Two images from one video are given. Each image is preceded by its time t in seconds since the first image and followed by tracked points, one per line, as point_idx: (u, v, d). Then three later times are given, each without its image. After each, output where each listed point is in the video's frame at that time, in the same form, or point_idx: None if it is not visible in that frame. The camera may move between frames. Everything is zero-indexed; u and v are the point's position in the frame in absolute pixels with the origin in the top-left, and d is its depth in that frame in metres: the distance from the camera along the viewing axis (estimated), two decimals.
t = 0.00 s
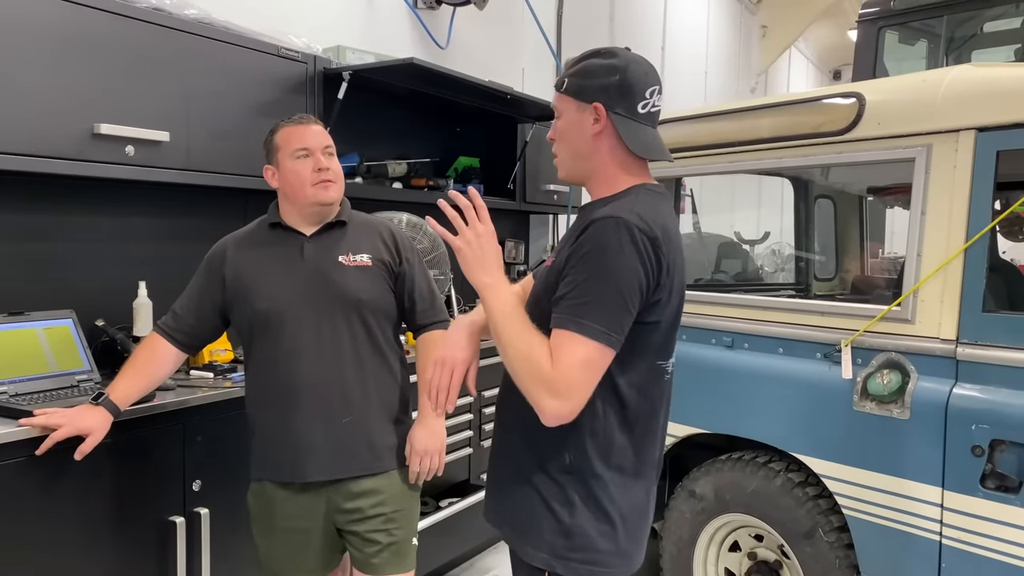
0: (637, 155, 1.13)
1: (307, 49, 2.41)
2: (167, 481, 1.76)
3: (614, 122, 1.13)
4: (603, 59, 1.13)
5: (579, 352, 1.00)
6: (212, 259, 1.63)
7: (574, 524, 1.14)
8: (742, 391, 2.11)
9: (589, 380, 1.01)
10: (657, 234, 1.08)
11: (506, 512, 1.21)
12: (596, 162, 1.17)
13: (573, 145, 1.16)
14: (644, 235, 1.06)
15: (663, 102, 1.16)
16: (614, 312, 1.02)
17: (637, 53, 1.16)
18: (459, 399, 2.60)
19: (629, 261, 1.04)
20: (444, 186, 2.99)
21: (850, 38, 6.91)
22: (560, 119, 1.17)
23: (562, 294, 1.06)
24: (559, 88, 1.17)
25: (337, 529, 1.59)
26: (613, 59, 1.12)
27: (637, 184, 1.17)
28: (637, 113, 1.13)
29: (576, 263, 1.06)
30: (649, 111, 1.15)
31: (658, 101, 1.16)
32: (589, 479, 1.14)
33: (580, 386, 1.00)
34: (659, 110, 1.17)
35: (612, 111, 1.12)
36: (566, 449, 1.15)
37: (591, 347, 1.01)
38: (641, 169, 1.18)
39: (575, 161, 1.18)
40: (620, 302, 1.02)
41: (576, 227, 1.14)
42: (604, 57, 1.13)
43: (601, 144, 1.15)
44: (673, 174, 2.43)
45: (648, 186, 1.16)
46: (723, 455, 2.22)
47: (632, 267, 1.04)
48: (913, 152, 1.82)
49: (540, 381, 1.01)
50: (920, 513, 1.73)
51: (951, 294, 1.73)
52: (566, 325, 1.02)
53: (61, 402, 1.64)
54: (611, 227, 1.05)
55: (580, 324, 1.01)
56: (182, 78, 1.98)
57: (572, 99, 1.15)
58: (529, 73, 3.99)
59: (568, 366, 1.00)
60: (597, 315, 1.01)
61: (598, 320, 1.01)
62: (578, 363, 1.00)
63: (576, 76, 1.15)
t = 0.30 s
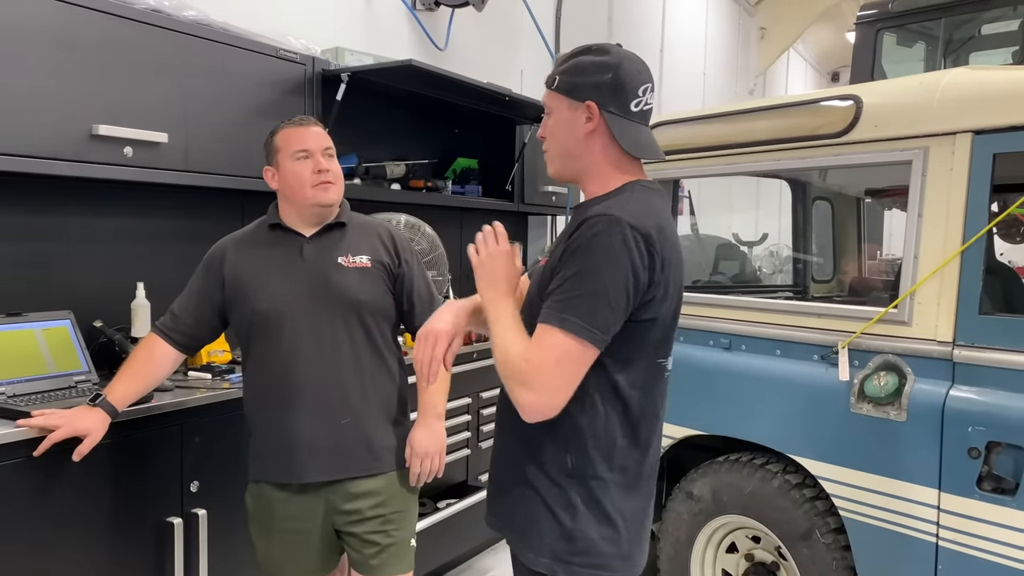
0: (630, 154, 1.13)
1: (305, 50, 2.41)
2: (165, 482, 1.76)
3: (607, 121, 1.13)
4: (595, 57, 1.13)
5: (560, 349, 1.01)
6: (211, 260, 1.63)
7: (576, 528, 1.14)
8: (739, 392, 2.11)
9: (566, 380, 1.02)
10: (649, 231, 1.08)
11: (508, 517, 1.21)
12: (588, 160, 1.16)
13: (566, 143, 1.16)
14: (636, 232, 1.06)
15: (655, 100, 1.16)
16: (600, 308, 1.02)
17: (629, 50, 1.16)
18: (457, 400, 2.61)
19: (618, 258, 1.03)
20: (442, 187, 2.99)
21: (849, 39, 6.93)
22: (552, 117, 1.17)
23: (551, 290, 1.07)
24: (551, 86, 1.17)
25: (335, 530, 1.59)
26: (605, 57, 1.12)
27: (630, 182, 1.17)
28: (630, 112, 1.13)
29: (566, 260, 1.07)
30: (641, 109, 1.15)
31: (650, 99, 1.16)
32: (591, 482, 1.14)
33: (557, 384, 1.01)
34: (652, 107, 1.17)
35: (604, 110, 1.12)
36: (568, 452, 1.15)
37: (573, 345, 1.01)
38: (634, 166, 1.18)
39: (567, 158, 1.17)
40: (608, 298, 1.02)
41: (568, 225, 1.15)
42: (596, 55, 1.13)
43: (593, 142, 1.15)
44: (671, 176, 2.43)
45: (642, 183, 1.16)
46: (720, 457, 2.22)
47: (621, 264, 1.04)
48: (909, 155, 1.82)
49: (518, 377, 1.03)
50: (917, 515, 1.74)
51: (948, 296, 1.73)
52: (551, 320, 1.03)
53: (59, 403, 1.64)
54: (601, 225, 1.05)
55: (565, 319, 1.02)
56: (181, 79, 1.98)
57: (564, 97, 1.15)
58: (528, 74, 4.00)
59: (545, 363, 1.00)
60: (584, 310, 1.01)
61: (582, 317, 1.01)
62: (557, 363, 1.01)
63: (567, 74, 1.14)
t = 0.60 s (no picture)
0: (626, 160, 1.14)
1: (304, 51, 2.41)
2: (163, 483, 1.76)
3: (601, 125, 1.13)
4: (589, 59, 1.13)
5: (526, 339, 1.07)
6: (211, 260, 1.63)
7: (591, 537, 1.15)
8: (739, 393, 2.11)
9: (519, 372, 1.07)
10: (644, 233, 1.08)
11: (523, 527, 1.22)
12: (584, 164, 1.17)
13: (561, 147, 1.17)
14: (626, 233, 1.07)
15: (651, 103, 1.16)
16: (574, 305, 1.05)
17: (625, 52, 1.16)
18: (455, 401, 2.61)
19: (600, 257, 1.05)
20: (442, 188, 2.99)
21: (849, 41, 6.94)
22: (546, 119, 1.17)
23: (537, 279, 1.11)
24: (545, 87, 1.17)
25: (334, 531, 1.59)
26: (600, 58, 1.12)
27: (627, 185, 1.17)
28: (625, 117, 1.14)
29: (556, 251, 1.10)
30: (637, 114, 1.15)
31: (646, 102, 1.16)
32: (602, 488, 1.15)
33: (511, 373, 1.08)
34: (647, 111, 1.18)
35: (599, 114, 1.12)
36: (578, 461, 1.15)
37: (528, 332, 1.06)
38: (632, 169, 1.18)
39: (562, 162, 1.18)
40: (589, 294, 1.05)
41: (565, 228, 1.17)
42: (590, 56, 1.13)
43: (588, 146, 1.15)
44: (670, 177, 2.43)
45: (640, 186, 1.16)
46: (719, 458, 2.22)
47: (604, 263, 1.05)
48: (908, 156, 1.82)
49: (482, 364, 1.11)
50: (916, 517, 1.74)
51: (947, 298, 1.73)
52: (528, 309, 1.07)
53: (57, 404, 1.63)
54: (589, 228, 1.08)
55: (540, 309, 1.06)
56: (180, 80, 1.98)
57: (558, 100, 1.15)
58: (527, 75, 4.00)
59: (504, 344, 1.08)
60: (557, 304, 1.05)
61: (557, 312, 1.05)
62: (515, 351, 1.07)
63: (562, 76, 1.14)
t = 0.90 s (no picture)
0: (657, 161, 1.14)
1: (305, 52, 2.41)
2: (162, 483, 1.76)
3: (637, 125, 1.13)
4: (634, 57, 1.13)
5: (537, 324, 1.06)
6: (212, 260, 1.63)
7: (606, 537, 1.14)
8: (739, 394, 2.11)
9: (532, 360, 1.06)
10: (665, 235, 1.08)
11: (536, 528, 1.21)
12: (611, 161, 1.16)
13: (590, 141, 1.16)
14: (647, 234, 1.07)
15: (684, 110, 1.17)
16: (593, 300, 1.05)
17: (664, 57, 1.17)
18: (455, 402, 2.60)
19: (621, 254, 1.06)
20: (441, 189, 2.99)
21: (849, 42, 6.94)
22: (579, 111, 1.17)
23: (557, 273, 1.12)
24: (582, 80, 1.17)
25: (334, 532, 1.58)
26: (644, 59, 1.13)
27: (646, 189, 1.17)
28: (661, 121, 1.15)
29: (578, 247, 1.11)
30: (671, 119, 1.16)
31: (680, 109, 1.18)
32: (618, 487, 1.14)
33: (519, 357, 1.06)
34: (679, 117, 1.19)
35: (637, 114, 1.13)
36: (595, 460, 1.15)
37: (540, 315, 1.06)
38: (653, 174, 1.18)
39: (587, 156, 1.17)
40: (608, 288, 1.05)
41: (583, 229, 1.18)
42: (635, 55, 1.13)
43: (619, 144, 1.15)
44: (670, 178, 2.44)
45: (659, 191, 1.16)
46: (718, 459, 2.22)
47: (624, 260, 1.06)
48: (908, 158, 1.82)
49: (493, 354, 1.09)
50: (916, 519, 1.73)
51: (947, 299, 1.73)
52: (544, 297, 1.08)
53: (56, 405, 1.63)
54: (610, 227, 1.08)
55: (557, 297, 1.06)
56: (180, 80, 1.98)
57: (596, 94, 1.15)
58: (528, 76, 4.00)
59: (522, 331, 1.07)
60: (576, 299, 1.05)
61: (577, 306, 1.05)
62: (523, 334, 1.07)
63: (602, 70, 1.14)
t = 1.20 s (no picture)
0: (685, 165, 1.16)
1: (305, 53, 2.42)
2: (163, 484, 1.76)
3: (669, 127, 1.14)
4: (669, 61, 1.14)
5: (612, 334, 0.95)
6: (212, 261, 1.63)
7: (624, 538, 1.14)
8: (740, 396, 2.11)
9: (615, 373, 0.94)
10: (700, 238, 1.07)
11: (551, 530, 1.21)
12: (638, 161, 1.17)
13: (618, 140, 1.16)
14: (686, 237, 1.05)
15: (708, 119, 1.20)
16: (658, 304, 0.98)
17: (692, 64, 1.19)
18: (455, 403, 2.60)
19: (674, 257, 1.02)
20: (442, 190, 2.99)
21: (849, 43, 6.95)
22: (610, 109, 1.16)
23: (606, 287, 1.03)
24: (615, 78, 1.16)
25: (335, 533, 1.58)
26: (678, 64, 1.14)
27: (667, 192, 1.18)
28: (689, 126, 1.16)
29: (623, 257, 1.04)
30: (697, 125, 1.18)
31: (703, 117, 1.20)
32: (637, 491, 1.15)
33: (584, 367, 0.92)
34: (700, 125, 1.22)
35: (670, 116, 1.14)
36: (617, 464, 1.14)
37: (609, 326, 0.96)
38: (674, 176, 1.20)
39: (613, 155, 1.17)
40: (666, 295, 1.00)
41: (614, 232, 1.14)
42: (670, 59, 1.14)
43: (649, 145, 1.16)
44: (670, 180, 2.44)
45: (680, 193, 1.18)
46: (719, 461, 2.23)
47: (676, 264, 1.02)
48: (908, 160, 1.82)
49: (504, 330, 0.94)
50: (916, 520, 1.73)
51: (947, 301, 1.73)
52: (608, 309, 0.98)
53: (56, 405, 1.63)
54: (654, 227, 1.05)
55: (623, 308, 0.97)
56: (180, 80, 1.98)
57: (630, 93, 1.14)
58: (528, 77, 4.00)
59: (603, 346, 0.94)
60: (641, 302, 0.98)
61: (644, 311, 0.97)
62: (604, 348, 0.94)
63: (637, 70, 1.14)
